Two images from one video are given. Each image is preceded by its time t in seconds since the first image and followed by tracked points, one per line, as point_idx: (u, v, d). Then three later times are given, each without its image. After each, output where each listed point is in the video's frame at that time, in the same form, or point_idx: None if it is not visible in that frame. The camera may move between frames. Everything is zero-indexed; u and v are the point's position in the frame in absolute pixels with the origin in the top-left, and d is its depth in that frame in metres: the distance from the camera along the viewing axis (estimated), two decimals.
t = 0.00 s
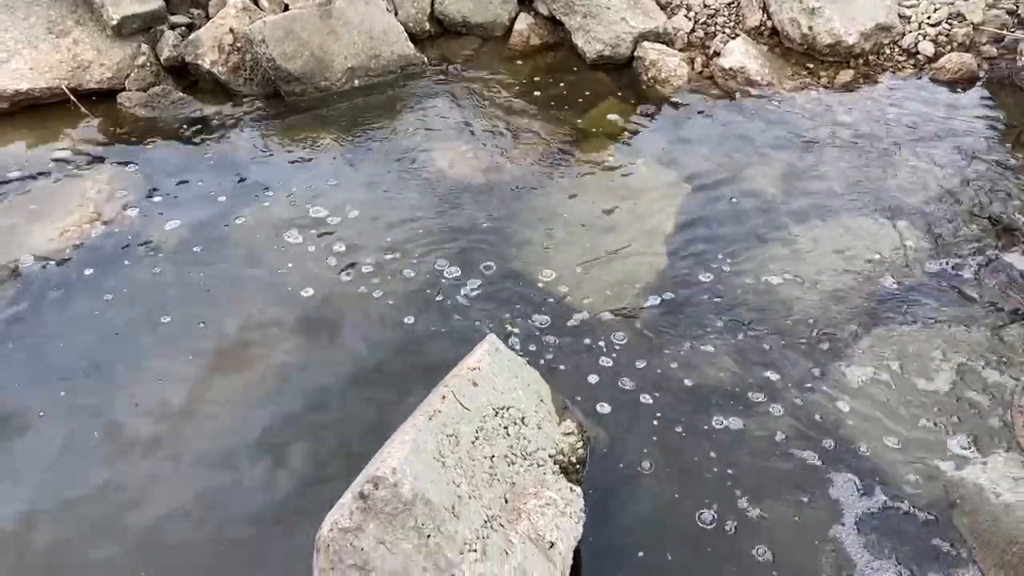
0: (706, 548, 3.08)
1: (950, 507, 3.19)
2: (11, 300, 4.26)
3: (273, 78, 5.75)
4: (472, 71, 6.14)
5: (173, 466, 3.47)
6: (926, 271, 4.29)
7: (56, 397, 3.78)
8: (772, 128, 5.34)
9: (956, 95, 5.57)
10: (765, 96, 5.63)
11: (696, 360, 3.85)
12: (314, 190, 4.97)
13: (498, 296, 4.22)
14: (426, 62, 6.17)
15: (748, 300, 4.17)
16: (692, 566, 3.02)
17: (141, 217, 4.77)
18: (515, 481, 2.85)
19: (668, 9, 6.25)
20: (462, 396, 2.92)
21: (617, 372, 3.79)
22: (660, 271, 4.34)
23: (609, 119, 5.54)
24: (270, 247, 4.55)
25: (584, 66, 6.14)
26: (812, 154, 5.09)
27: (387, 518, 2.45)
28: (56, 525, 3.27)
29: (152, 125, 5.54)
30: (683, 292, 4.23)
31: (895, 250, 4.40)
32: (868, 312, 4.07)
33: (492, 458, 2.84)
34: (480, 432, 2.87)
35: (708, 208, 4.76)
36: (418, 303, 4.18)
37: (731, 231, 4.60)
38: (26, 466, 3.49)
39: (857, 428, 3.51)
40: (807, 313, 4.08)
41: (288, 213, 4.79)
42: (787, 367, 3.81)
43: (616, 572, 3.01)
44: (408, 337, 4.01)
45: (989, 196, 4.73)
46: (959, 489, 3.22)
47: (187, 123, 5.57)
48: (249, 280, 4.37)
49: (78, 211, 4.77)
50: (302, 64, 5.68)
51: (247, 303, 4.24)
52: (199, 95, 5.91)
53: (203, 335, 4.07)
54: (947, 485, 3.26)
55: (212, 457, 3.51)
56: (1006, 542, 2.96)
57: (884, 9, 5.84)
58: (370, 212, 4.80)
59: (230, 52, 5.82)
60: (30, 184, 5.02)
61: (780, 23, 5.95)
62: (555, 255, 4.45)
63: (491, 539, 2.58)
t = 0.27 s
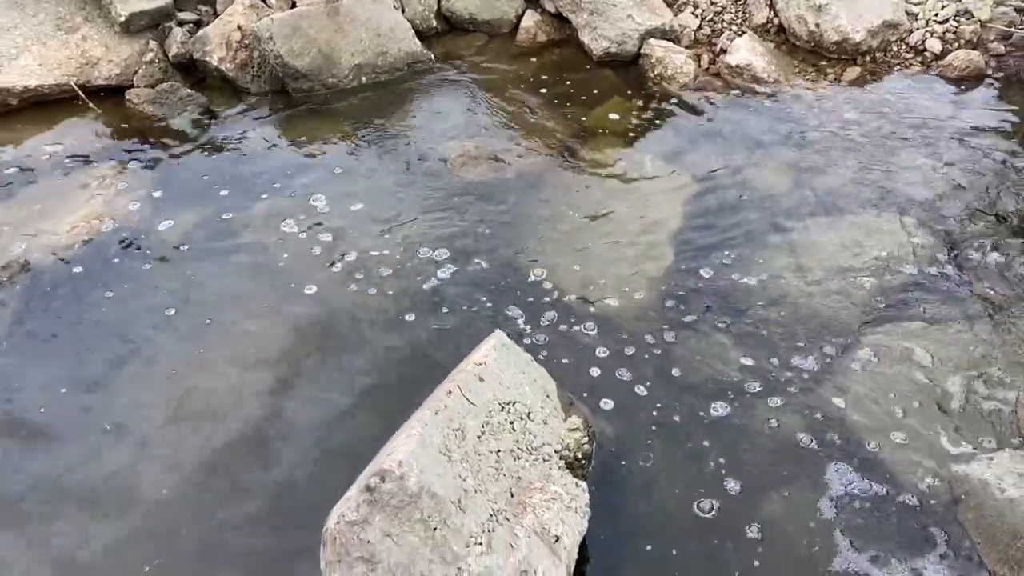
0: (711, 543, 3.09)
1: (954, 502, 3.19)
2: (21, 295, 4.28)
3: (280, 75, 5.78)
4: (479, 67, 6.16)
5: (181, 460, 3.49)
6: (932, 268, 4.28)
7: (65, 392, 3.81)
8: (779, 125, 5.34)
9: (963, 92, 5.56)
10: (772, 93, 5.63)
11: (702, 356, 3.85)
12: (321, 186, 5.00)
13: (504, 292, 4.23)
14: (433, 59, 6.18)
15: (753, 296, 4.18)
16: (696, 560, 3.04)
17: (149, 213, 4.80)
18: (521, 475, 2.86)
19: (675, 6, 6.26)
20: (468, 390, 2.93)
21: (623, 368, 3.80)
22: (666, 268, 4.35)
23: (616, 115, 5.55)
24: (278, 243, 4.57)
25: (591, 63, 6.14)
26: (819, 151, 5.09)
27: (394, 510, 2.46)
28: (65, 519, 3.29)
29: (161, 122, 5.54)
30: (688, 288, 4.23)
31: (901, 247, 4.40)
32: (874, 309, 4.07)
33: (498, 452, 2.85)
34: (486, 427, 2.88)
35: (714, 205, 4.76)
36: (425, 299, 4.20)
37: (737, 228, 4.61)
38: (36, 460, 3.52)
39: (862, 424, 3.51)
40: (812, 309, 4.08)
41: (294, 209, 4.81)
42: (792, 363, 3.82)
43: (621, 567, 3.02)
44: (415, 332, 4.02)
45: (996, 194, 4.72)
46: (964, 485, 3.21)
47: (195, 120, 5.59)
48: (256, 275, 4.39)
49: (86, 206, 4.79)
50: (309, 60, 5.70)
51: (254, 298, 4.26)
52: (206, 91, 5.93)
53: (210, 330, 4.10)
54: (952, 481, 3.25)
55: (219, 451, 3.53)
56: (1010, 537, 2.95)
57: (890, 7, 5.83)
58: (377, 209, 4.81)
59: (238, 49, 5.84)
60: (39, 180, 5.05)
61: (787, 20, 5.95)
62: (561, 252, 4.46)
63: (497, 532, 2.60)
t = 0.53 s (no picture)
0: (721, 542, 3.09)
1: (965, 501, 3.18)
2: (34, 292, 4.31)
3: (292, 73, 5.79)
4: (491, 66, 6.17)
5: (193, 456, 3.51)
6: (944, 268, 4.26)
7: (78, 388, 3.84)
8: (790, 124, 5.33)
9: (975, 92, 5.54)
10: (784, 92, 5.62)
11: (712, 355, 3.85)
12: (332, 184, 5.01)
13: (514, 291, 4.23)
14: (445, 58, 6.18)
15: (764, 295, 4.17)
16: (705, 558, 3.04)
17: (161, 211, 4.82)
18: (531, 472, 2.87)
19: (687, 6, 6.26)
20: (478, 387, 2.94)
21: (634, 366, 3.80)
22: (676, 266, 4.34)
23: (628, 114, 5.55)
24: (289, 241, 4.59)
25: (602, 63, 6.14)
26: (830, 151, 5.08)
27: (404, 505, 2.47)
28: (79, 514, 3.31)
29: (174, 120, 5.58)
30: (698, 287, 4.23)
31: (913, 247, 4.38)
32: (885, 309, 4.06)
33: (508, 449, 2.85)
34: (496, 424, 2.89)
35: (725, 204, 4.75)
36: (435, 297, 4.20)
37: (748, 227, 4.60)
38: (49, 456, 3.55)
39: (872, 424, 3.50)
40: (823, 309, 4.07)
41: (304, 207, 4.82)
42: (803, 363, 3.81)
43: (630, 565, 3.02)
44: (425, 330, 4.03)
45: (1009, 194, 4.69)
46: (975, 484, 3.19)
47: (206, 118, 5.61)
48: (268, 273, 4.41)
49: (99, 203, 4.81)
50: (321, 59, 5.73)
51: (265, 296, 4.27)
52: (219, 90, 5.95)
53: (221, 327, 4.11)
54: (963, 481, 3.23)
55: (230, 447, 3.55)
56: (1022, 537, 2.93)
57: (903, 6, 5.82)
58: (387, 207, 4.82)
59: (250, 47, 5.86)
60: (52, 177, 5.08)
61: (799, 19, 5.94)
62: (571, 250, 4.47)
63: (507, 528, 2.60)
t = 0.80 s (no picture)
0: (732, 537, 3.09)
1: (978, 498, 3.17)
2: (51, 287, 4.35)
3: (306, 72, 5.84)
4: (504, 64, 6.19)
5: (208, 451, 3.54)
6: (958, 266, 4.26)
7: (95, 383, 3.87)
8: (803, 123, 5.32)
9: (990, 91, 5.52)
10: (797, 90, 5.61)
11: (724, 352, 3.86)
12: (346, 182, 5.03)
13: (526, 288, 4.25)
14: (458, 56, 6.20)
15: (776, 292, 4.17)
16: (716, 553, 3.05)
17: (177, 208, 4.86)
18: (543, 465, 2.88)
19: (700, 4, 6.26)
20: (490, 381, 2.95)
21: (645, 363, 3.81)
22: (688, 264, 4.35)
23: (640, 112, 5.57)
24: (303, 237, 4.62)
25: (615, 61, 6.16)
26: (843, 149, 5.07)
27: (418, 495, 2.49)
28: (95, 507, 3.34)
29: (190, 118, 5.59)
30: (710, 284, 4.23)
31: (926, 245, 4.37)
32: (898, 307, 4.05)
33: (520, 442, 2.87)
34: (508, 417, 2.90)
35: (737, 202, 4.76)
36: (448, 294, 4.23)
37: (761, 224, 4.60)
38: (66, 449, 3.58)
39: (885, 420, 3.50)
40: (836, 306, 4.07)
41: (317, 204, 4.86)
42: (816, 359, 3.81)
43: (642, 559, 3.03)
44: (438, 326, 4.05)
45: None
46: (988, 480, 3.18)
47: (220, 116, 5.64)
48: (282, 268, 4.43)
49: (116, 200, 4.85)
50: (335, 57, 5.76)
51: (278, 291, 4.30)
52: (234, 88, 6.00)
53: (235, 323, 4.14)
54: (976, 477, 3.23)
55: (245, 441, 3.58)
56: None
57: (917, 5, 5.81)
58: (401, 204, 4.84)
59: (265, 46, 5.91)
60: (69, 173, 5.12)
61: (812, 18, 5.94)
62: (583, 248, 4.48)
63: (519, 519, 2.62)
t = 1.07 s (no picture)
0: (745, 536, 3.10)
1: (989, 495, 3.20)
2: (67, 284, 4.39)
3: (320, 72, 5.87)
4: (516, 65, 6.21)
5: (222, 448, 3.57)
6: (971, 266, 4.26)
7: (110, 379, 3.91)
8: (815, 124, 5.33)
9: (1003, 91, 5.51)
10: (809, 91, 5.60)
11: (735, 350, 3.87)
12: (360, 181, 5.06)
13: (538, 286, 4.27)
14: (470, 57, 6.22)
15: (788, 292, 4.18)
16: (728, 551, 3.06)
17: (191, 206, 4.90)
18: (555, 462, 2.89)
19: (712, 5, 6.27)
20: (502, 378, 2.97)
21: (658, 362, 3.82)
22: (700, 263, 4.36)
23: (652, 113, 5.58)
24: (316, 237, 4.65)
25: (627, 62, 6.17)
26: (856, 149, 5.07)
27: (431, 489, 2.51)
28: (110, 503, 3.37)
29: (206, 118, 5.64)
30: (722, 284, 4.24)
31: (938, 245, 4.37)
32: (910, 307, 4.06)
33: (532, 439, 2.88)
34: (520, 414, 2.91)
35: (750, 202, 4.76)
36: (461, 292, 4.25)
37: (773, 224, 4.61)
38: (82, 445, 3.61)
39: (896, 418, 3.51)
40: (848, 306, 4.08)
41: (330, 202, 4.90)
42: (827, 360, 3.81)
43: (654, 556, 3.04)
44: (451, 324, 4.07)
45: None
46: (999, 478, 3.23)
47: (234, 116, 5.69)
48: (296, 267, 4.46)
49: (132, 199, 4.89)
50: (348, 58, 5.79)
51: (291, 289, 4.33)
52: (248, 88, 6.04)
53: (249, 320, 4.18)
54: (987, 474, 3.27)
55: (259, 437, 3.61)
56: None
57: (930, 5, 5.80)
58: (414, 203, 4.87)
59: (279, 46, 5.93)
60: (85, 172, 5.17)
61: (824, 19, 5.95)
62: (595, 247, 4.49)
63: (531, 515, 2.63)
